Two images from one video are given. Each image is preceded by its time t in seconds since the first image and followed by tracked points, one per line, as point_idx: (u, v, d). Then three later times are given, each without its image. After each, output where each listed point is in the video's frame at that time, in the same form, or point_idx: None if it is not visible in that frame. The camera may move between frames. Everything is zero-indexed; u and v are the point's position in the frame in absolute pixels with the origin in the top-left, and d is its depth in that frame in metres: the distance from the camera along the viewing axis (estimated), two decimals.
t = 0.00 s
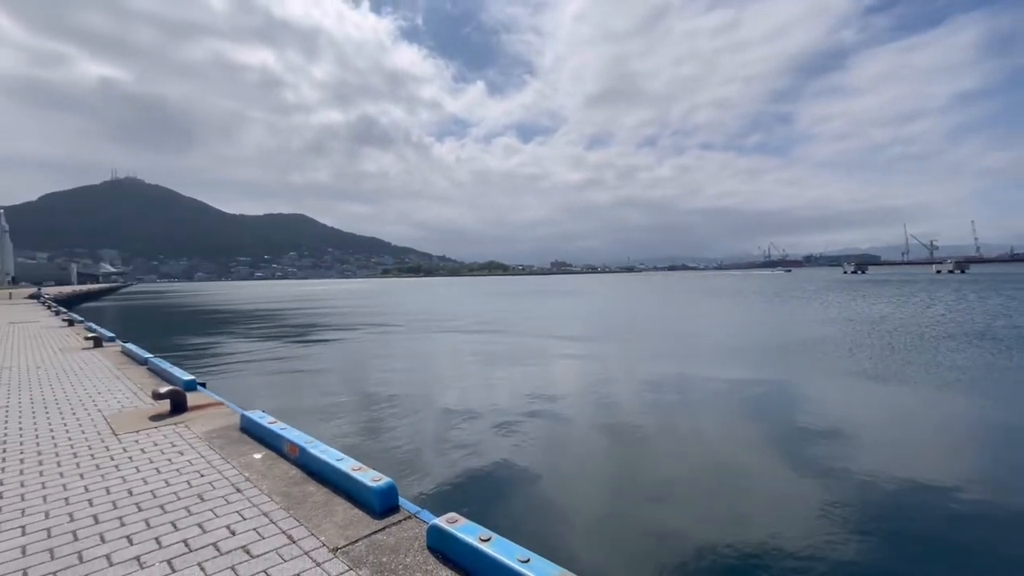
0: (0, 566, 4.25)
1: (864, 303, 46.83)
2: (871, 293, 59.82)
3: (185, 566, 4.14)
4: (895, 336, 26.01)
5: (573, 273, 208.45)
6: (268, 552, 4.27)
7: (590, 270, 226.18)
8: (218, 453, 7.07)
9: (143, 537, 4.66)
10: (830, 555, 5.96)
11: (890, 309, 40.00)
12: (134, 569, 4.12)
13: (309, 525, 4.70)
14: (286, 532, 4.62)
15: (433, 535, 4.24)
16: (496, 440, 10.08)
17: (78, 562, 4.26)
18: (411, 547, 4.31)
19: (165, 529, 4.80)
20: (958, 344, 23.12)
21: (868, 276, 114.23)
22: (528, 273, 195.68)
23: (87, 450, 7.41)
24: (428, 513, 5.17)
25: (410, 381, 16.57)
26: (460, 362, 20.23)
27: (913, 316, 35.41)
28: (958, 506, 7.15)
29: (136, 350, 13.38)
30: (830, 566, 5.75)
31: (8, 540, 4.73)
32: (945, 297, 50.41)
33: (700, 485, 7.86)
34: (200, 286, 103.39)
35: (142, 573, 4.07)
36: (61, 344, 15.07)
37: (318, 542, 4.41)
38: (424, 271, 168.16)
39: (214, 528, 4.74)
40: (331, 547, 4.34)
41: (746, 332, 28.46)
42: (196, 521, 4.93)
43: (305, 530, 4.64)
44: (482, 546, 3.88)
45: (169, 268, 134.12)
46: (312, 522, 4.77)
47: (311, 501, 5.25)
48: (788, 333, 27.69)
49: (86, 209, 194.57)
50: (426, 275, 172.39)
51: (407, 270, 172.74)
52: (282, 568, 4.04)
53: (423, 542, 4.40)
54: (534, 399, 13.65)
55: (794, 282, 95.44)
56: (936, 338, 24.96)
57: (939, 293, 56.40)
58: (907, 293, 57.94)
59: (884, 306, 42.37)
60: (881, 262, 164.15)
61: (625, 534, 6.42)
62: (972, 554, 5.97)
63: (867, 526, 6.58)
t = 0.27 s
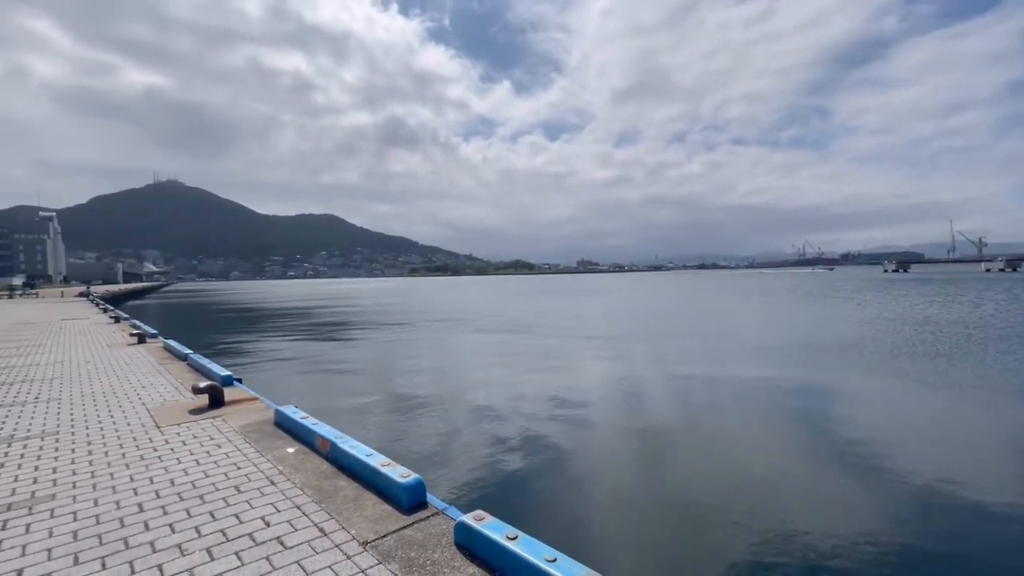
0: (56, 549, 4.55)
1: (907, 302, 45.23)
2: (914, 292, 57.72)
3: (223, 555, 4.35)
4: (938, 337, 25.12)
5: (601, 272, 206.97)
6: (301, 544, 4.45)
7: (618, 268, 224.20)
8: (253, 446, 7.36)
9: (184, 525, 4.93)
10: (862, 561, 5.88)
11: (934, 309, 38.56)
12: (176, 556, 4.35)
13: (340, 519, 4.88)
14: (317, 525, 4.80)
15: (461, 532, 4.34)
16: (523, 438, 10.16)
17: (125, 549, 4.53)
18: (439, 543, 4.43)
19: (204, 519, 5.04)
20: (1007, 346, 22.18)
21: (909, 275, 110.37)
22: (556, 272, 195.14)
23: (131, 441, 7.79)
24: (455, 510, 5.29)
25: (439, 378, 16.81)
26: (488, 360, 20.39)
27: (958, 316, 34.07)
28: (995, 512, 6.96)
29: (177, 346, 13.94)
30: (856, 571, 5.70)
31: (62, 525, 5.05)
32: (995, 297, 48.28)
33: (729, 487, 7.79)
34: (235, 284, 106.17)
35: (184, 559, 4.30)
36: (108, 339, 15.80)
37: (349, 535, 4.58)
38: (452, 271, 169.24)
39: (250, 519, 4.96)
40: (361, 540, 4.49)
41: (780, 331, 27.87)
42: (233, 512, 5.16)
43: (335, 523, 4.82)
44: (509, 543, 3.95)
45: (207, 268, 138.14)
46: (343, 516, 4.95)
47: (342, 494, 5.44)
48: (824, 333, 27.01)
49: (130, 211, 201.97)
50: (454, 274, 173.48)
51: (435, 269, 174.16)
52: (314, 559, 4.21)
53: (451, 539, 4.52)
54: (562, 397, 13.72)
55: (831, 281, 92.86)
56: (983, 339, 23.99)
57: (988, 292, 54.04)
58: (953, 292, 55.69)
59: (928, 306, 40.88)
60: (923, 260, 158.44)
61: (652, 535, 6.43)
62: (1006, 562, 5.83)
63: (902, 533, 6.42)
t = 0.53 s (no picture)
0: (102, 535, 4.83)
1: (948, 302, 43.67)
2: (957, 291, 55.63)
3: (257, 545, 4.54)
4: (980, 338, 24.24)
5: (628, 271, 205.16)
6: (331, 537, 4.62)
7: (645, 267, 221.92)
8: (285, 440, 7.62)
9: (220, 515, 5.16)
10: (889, 567, 5.80)
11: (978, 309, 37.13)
12: (213, 544, 4.57)
13: (368, 513, 5.03)
14: (346, 518, 4.97)
15: (486, 529, 4.43)
16: (548, 436, 10.24)
17: (165, 536, 4.79)
18: (465, 539, 4.53)
19: (239, 510, 5.27)
20: None
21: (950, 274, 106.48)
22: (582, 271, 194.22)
23: (170, 434, 8.14)
24: (479, 507, 5.40)
25: (465, 375, 17.01)
26: (515, 358, 20.52)
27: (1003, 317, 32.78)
28: None
29: (214, 342, 14.44)
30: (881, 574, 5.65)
31: (108, 512, 5.36)
32: None
33: (756, 489, 7.73)
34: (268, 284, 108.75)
35: (221, 547, 4.51)
36: (149, 335, 16.47)
37: (377, 529, 4.72)
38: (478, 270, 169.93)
39: (282, 511, 5.17)
40: (389, 534, 4.63)
41: (812, 331, 27.29)
42: (266, 504, 5.38)
43: (363, 517, 4.98)
44: (534, 542, 4.02)
45: (241, 267, 141.68)
46: (370, 510, 5.12)
47: (370, 489, 5.61)
48: (859, 334, 26.33)
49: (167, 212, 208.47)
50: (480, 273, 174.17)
51: (462, 268, 175.24)
52: (343, 551, 4.36)
53: (476, 535, 4.61)
54: (587, 395, 13.77)
55: (867, 280, 90.25)
56: None
57: None
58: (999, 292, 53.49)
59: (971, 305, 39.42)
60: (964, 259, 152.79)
61: (677, 535, 6.43)
62: None
63: (934, 540, 6.30)
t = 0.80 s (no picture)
0: (142, 523, 5.09)
1: (989, 303, 42.04)
2: (1000, 292, 53.51)
3: (286, 536, 4.73)
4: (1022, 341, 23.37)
5: (653, 270, 203.16)
6: (357, 530, 4.77)
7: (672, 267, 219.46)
8: (313, 435, 7.85)
9: (251, 507, 5.38)
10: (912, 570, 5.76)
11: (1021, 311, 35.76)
12: (245, 534, 4.77)
13: (393, 508, 5.18)
14: (372, 512, 5.12)
15: (509, 526, 4.53)
16: (570, 436, 10.29)
17: (199, 525, 5.02)
18: (488, 536, 4.63)
19: (269, 502, 5.47)
20: None
21: (992, 273, 103.05)
22: (607, 271, 193.04)
23: (204, 426, 8.46)
24: (502, 505, 5.50)
25: (488, 373, 17.18)
26: (538, 357, 20.63)
27: None
28: None
29: (245, 339, 14.89)
30: None
31: (146, 500, 5.64)
32: None
33: (778, 489, 7.69)
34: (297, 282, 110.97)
35: (252, 538, 4.70)
36: (184, 332, 17.06)
37: (402, 524, 4.86)
38: (503, 268, 170.36)
39: (310, 504, 5.35)
40: (413, 529, 4.76)
41: (843, 333, 26.72)
42: (295, 497, 5.58)
43: (389, 512, 5.12)
44: (557, 541, 4.10)
45: (270, 266, 144.76)
46: (396, 504, 5.27)
47: (395, 485, 5.77)
48: (893, 335, 25.65)
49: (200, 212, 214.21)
50: (504, 272, 174.47)
51: (486, 267, 175.97)
52: (369, 545, 4.51)
53: (499, 532, 4.71)
54: (609, 395, 13.80)
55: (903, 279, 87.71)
56: None
57: None
58: None
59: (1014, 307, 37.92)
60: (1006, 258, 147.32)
61: (699, 535, 6.42)
62: None
63: (961, 547, 6.20)
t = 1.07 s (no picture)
0: (177, 512, 5.29)
1: None
2: None
3: (314, 529, 4.86)
4: None
5: (678, 270, 200.85)
6: (382, 525, 4.88)
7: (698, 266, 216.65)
8: (339, 431, 8.03)
9: (281, 499, 5.55)
10: None
11: None
12: (274, 526, 4.92)
13: (417, 504, 5.28)
14: (396, 508, 5.23)
15: (532, 525, 4.57)
16: (592, 436, 10.29)
17: (231, 516, 5.20)
18: (511, 535, 4.68)
19: (297, 496, 5.63)
20: None
21: None
22: (631, 270, 191.47)
23: (235, 421, 8.72)
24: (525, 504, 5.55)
25: (511, 373, 17.30)
26: (561, 357, 20.66)
27: None
28: None
29: (274, 336, 15.26)
30: None
31: (182, 491, 5.86)
32: None
33: (803, 494, 7.61)
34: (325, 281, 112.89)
35: (281, 530, 4.85)
36: (216, 329, 17.57)
37: (426, 520, 4.95)
38: (526, 268, 170.42)
39: (337, 498, 5.49)
40: (437, 526, 4.84)
41: (875, 335, 26.07)
42: (322, 491, 5.72)
43: (413, 508, 5.22)
44: (580, 541, 4.13)
45: (298, 266, 147.43)
46: (420, 501, 5.36)
47: (419, 481, 5.87)
48: (928, 337, 24.93)
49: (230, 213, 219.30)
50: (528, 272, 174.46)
51: (509, 266, 176.41)
52: (393, 540, 4.61)
53: (521, 532, 4.76)
54: (632, 397, 13.77)
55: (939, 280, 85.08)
56: None
57: None
58: None
59: None
60: None
61: (724, 539, 6.37)
62: None
63: (993, 556, 6.06)
